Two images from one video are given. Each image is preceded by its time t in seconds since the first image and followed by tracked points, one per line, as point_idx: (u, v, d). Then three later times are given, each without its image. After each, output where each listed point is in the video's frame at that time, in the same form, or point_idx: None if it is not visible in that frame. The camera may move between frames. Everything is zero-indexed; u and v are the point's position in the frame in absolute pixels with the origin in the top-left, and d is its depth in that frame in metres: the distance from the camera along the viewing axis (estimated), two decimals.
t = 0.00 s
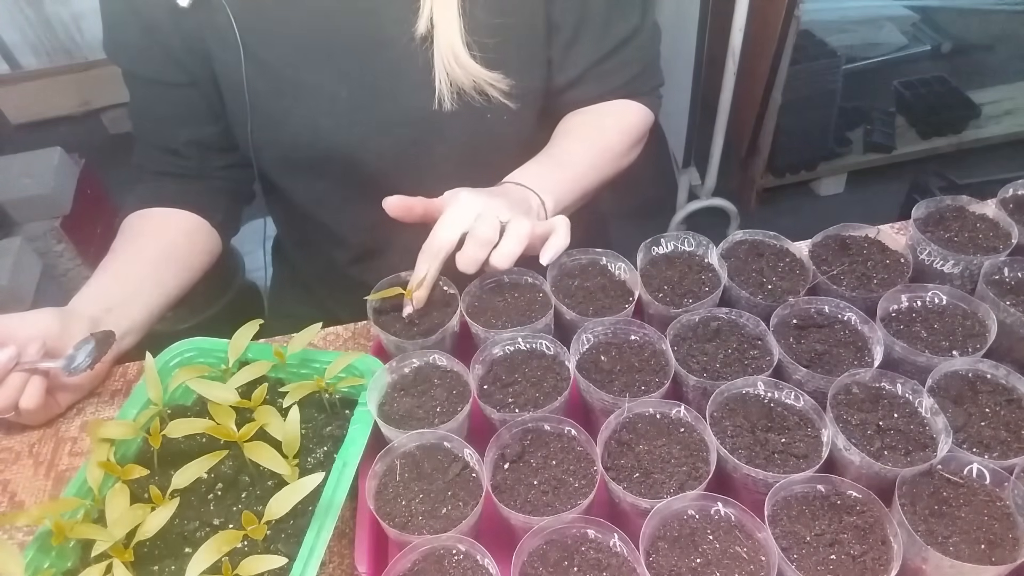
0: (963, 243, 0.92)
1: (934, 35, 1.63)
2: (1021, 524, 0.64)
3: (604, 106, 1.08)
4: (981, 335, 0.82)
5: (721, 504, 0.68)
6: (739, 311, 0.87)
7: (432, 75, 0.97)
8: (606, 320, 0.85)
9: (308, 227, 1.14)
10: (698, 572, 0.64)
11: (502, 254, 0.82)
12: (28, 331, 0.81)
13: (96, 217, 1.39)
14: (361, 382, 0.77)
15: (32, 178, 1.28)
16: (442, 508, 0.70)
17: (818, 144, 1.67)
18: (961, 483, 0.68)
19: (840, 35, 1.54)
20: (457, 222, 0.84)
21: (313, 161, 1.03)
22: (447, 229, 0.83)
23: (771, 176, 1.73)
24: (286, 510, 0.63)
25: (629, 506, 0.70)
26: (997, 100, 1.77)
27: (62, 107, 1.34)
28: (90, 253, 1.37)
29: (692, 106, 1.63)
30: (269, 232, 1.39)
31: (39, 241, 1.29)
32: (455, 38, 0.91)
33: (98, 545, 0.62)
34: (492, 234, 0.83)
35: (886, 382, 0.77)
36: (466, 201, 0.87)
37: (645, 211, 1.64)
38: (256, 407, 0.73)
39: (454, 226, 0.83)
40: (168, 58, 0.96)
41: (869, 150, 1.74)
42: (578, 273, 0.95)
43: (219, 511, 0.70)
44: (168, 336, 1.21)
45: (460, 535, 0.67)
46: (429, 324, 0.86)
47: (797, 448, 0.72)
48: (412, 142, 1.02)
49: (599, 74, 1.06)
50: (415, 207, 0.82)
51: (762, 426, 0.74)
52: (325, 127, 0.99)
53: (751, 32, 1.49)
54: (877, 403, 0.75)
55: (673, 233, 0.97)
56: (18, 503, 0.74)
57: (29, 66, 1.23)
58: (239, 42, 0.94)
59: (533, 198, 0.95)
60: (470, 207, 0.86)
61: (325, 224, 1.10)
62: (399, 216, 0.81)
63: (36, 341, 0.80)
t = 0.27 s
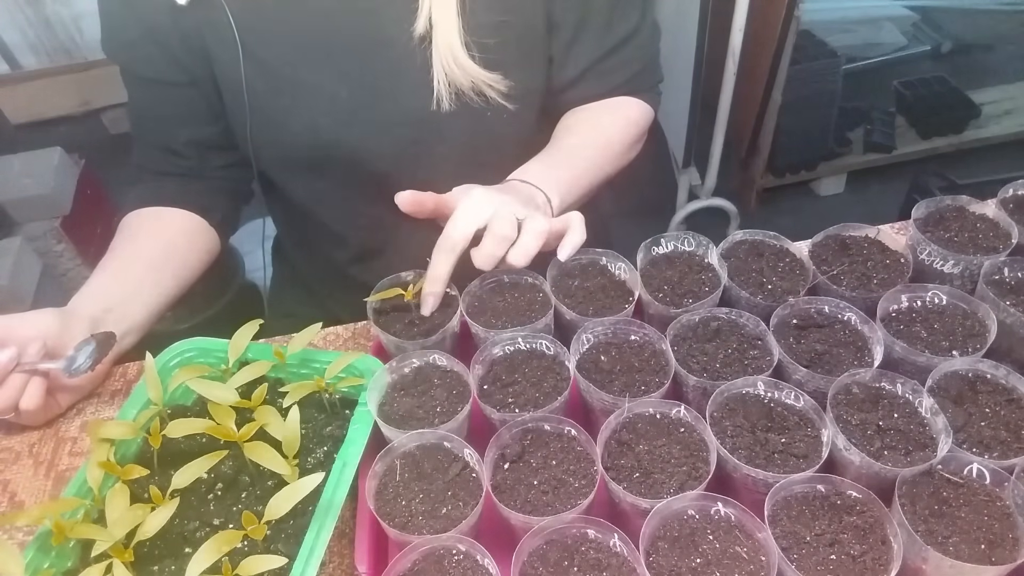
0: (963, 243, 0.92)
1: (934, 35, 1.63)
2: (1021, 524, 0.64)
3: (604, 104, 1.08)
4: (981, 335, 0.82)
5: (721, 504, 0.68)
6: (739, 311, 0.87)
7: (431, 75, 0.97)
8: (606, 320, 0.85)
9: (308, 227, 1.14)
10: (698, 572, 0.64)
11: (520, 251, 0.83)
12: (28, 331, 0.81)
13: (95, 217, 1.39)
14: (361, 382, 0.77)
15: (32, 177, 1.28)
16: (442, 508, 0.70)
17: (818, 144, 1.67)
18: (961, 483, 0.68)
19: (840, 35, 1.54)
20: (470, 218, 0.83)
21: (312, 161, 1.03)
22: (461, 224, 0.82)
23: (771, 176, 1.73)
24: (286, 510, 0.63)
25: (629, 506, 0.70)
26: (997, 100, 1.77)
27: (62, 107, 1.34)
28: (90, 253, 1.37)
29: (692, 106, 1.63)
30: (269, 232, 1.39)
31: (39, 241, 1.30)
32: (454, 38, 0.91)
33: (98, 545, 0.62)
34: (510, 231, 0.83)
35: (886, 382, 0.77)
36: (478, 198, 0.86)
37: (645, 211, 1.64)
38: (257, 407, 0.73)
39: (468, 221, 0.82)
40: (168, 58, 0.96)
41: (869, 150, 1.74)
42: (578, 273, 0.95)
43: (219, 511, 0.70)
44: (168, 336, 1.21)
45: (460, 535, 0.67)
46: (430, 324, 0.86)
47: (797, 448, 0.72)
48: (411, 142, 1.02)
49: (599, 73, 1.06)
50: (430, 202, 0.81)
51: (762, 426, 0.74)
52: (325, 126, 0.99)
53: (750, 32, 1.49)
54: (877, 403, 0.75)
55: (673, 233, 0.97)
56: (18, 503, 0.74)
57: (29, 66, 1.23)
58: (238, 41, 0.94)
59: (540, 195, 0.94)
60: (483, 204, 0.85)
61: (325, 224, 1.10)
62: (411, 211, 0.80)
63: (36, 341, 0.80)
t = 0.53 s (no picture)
0: (963, 243, 0.92)
1: (934, 35, 1.63)
2: (1021, 524, 0.64)
3: (604, 103, 1.08)
4: (981, 335, 0.82)
5: (721, 504, 0.68)
6: (739, 311, 0.87)
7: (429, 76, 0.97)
8: (606, 320, 0.85)
9: (308, 227, 1.14)
10: (698, 572, 0.64)
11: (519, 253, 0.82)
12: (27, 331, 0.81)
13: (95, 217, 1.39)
14: (361, 382, 0.77)
15: (32, 177, 1.28)
16: (442, 508, 0.70)
17: (818, 144, 1.67)
18: (961, 482, 0.68)
19: (840, 35, 1.54)
20: (468, 219, 0.82)
21: (313, 161, 1.03)
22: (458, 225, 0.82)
23: (771, 176, 1.73)
24: (286, 510, 0.63)
25: (629, 506, 0.70)
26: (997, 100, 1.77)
27: (62, 107, 1.34)
28: (90, 253, 1.37)
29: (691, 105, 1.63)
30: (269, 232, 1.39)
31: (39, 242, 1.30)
32: (452, 38, 0.90)
33: (98, 545, 0.62)
34: (509, 232, 0.83)
35: (886, 381, 0.77)
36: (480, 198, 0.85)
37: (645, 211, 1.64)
38: (257, 407, 0.73)
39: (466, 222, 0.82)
40: (167, 57, 0.96)
41: (869, 150, 1.74)
42: (578, 273, 0.95)
43: (219, 511, 0.70)
44: (168, 336, 1.21)
45: (460, 535, 0.67)
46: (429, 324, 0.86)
47: (797, 448, 0.72)
48: (411, 142, 1.02)
49: (599, 74, 1.06)
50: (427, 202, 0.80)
51: (762, 426, 0.74)
52: (325, 126, 0.99)
53: (750, 31, 1.49)
54: (877, 403, 0.75)
55: (673, 233, 0.97)
56: (18, 503, 0.74)
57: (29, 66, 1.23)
58: (237, 40, 0.94)
59: (540, 195, 0.94)
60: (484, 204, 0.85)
61: (325, 224, 1.10)
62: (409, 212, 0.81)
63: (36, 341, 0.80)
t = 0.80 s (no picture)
0: (963, 243, 0.92)
1: (934, 35, 1.63)
2: (1021, 524, 0.64)
3: (604, 104, 1.08)
4: (981, 335, 0.82)
5: (721, 504, 0.68)
6: (739, 311, 0.87)
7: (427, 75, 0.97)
8: (606, 320, 0.85)
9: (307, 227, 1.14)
10: (698, 572, 0.64)
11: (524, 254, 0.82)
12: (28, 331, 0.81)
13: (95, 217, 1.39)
14: (361, 382, 0.77)
15: (31, 177, 1.28)
16: (442, 508, 0.70)
17: (818, 144, 1.67)
18: (961, 482, 0.68)
19: (839, 35, 1.54)
20: (474, 217, 0.83)
21: (313, 161, 1.03)
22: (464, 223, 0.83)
23: (771, 176, 1.73)
24: (286, 510, 0.63)
25: (629, 506, 0.70)
26: (997, 100, 1.77)
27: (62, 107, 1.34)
28: (90, 253, 1.37)
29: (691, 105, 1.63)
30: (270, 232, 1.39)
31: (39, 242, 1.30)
32: (451, 41, 0.90)
33: (98, 545, 0.62)
34: (514, 232, 0.83)
35: (886, 382, 0.77)
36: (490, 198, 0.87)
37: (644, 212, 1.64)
38: (257, 407, 0.73)
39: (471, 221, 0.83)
40: (167, 57, 0.96)
41: (869, 150, 1.74)
42: (578, 273, 0.95)
43: (219, 511, 0.70)
44: (168, 336, 1.21)
45: (460, 535, 0.67)
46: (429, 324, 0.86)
47: (797, 448, 0.72)
48: (411, 142, 1.02)
49: (599, 74, 1.06)
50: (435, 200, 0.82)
51: (762, 426, 0.74)
52: (324, 126, 0.99)
53: (750, 31, 1.49)
54: (877, 403, 0.75)
55: (673, 233, 0.97)
56: (18, 503, 0.74)
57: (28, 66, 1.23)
58: (236, 40, 0.94)
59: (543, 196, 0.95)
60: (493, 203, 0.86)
61: (325, 224, 1.10)
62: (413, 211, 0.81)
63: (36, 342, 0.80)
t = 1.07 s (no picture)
0: (963, 243, 0.92)
1: (933, 35, 1.63)
2: (1021, 524, 0.64)
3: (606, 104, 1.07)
4: (981, 335, 0.82)
5: (721, 504, 0.68)
6: (739, 311, 0.87)
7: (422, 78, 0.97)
8: (606, 320, 0.85)
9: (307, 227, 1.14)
10: (698, 572, 0.64)
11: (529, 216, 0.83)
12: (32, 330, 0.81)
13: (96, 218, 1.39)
14: (361, 382, 0.77)
15: (31, 177, 1.28)
16: (442, 508, 0.70)
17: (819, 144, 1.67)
18: (961, 482, 0.68)
19: (839, 35, 1.54)
20: (490, 165, 0.85)
21: (313, 161, 1.03)
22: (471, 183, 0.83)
23: (771, 176, 1.73)
24: (286, 510, 0.62)
25: (629, 506, 0.70)
26: (996, 100, 1.77)
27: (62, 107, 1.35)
28: (90, 253, 1.37)
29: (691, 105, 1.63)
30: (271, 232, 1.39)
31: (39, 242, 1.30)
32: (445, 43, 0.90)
33: (98, 545, 0.62)
34: (524, 188, 0.84)
35: (886, 382, 0.77)
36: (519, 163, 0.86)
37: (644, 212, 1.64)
38: (257, 407, 0.73)
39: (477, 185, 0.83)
40: (167, 58, 0.96)
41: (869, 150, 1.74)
42: (578, 273, 0.95)
43: (219, 511, 0.70)
44: (168, 337, 1.21)
45: (460, 535, 0.67)
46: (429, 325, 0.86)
47: (797, 448, 0.72)
48: (411, 142, 1.02)
49: (599, 74, 1.06)
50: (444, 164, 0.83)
51: (762, 426, 0.74)
52: (324, 126, 0.99)
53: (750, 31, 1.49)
54: (877, 403, 0.75)
55: (673, 233, 0.97)
56: (18, 503, 0.74)
57: (28, 66, 1.23)
58: (235, 40, 0.94)
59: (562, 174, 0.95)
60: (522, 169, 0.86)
61: (325, 224, 1.10)
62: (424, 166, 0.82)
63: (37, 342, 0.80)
